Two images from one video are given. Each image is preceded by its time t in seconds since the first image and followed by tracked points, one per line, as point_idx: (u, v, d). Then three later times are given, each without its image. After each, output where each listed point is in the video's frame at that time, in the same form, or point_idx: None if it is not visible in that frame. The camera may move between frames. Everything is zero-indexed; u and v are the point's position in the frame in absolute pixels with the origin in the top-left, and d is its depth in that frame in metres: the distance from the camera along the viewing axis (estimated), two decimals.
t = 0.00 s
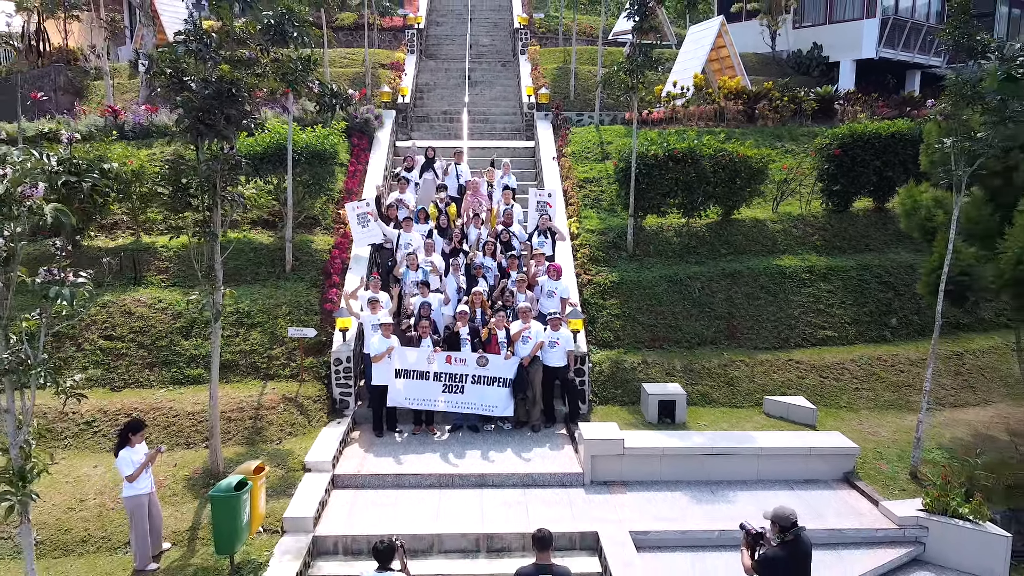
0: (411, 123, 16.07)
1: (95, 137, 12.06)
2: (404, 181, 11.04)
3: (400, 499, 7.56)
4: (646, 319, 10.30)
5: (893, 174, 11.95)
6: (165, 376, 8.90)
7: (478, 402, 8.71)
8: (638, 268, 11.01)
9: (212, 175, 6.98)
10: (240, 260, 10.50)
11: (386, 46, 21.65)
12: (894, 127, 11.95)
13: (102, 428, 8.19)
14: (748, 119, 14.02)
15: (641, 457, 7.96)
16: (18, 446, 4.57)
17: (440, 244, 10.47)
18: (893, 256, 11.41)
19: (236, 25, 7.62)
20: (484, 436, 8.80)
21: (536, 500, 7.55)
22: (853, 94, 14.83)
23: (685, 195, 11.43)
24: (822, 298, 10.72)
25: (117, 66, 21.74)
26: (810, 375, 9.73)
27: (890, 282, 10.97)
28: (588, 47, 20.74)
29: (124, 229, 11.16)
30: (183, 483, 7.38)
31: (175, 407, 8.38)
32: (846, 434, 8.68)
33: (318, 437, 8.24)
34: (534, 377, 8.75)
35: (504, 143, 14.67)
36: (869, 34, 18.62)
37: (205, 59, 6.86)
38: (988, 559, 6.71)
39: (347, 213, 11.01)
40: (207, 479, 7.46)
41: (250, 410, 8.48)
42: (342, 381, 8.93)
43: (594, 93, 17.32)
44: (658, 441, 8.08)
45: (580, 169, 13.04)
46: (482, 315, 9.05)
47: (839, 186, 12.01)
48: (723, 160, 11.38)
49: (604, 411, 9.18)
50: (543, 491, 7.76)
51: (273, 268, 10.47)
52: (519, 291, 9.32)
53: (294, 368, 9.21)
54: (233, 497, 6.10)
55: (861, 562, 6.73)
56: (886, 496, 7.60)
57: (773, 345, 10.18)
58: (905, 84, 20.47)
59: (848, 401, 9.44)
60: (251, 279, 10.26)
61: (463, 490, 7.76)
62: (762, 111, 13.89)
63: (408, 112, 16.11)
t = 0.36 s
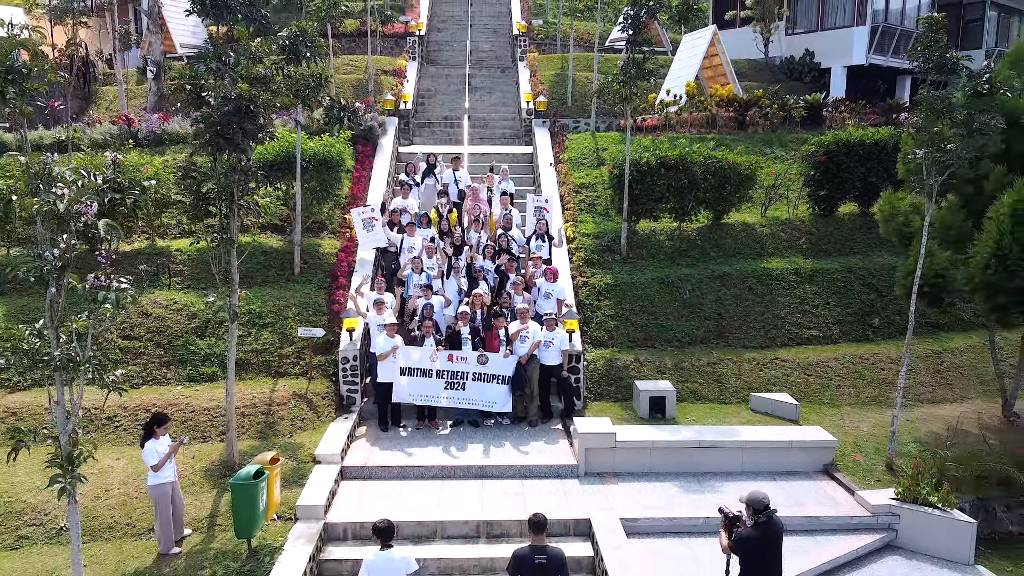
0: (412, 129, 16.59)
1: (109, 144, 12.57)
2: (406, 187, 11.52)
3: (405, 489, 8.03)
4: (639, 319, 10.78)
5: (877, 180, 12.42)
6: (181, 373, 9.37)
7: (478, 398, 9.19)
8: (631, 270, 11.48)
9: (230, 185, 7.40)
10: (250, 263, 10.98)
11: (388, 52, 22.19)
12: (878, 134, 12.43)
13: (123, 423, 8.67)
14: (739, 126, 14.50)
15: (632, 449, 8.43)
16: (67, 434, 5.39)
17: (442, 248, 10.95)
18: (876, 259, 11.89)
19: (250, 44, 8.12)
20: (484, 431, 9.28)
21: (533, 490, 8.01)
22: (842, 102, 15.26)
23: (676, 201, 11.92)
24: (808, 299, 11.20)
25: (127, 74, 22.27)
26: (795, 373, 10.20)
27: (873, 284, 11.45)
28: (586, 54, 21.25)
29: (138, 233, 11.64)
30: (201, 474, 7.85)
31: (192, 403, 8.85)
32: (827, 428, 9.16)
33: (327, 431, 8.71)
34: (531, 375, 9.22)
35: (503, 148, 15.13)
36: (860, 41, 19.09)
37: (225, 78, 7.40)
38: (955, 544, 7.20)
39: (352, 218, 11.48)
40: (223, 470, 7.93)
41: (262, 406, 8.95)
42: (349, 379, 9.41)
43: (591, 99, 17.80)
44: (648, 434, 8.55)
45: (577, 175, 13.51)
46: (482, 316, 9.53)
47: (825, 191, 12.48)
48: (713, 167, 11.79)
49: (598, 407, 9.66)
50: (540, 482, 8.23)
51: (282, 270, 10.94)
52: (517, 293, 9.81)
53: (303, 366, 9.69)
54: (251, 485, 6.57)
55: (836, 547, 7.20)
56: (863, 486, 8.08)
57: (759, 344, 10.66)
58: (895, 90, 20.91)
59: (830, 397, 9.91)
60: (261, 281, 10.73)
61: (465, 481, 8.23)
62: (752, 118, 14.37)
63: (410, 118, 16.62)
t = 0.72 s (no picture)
0: (413, 138, 17.15)
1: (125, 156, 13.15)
2: (409, 198, 12.04)
3: (409, 486, 8.56)
4: (631, 325, 11.32)
5: (860, 191, 12.95)
6: (197, 377, 9.91)
7: (478, 401, 9.72)
8: (624, 278, 12.02)
9: (247, 203, 7.99)
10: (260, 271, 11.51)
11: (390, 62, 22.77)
12: (861, 147, 12.96)
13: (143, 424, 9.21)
14: (729, 137, 15.04)
15: (622, 449, 8.97)
16: (109, 434, 6.07)
17: (443, 257, 11.47)
18: (858, 266, 12.42)
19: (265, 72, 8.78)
20: (484, 431, 9.80)
21: (529, 487, 8.54)
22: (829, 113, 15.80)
23: (667, 211, 12.48)
24: (792, 305, 11.73)
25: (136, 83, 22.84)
26: (778, 376, 10.73)
27: (855, 291, 11.98)
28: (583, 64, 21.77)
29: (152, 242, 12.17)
30: (218, 472, 8.39)
31: (207, 405, 9.38)
32: (807, 429, 9.69)
33: (335, 432, 9.24)
34: (527, 378, 9.75)
35: (501, 158, 15.64)
36: (849, 51, 19.65)
37: (244, 102, 7.95)
38: (921, 537, 7.73)
39: (357, 228, 12.01)
40: (239, 468, 8.46)
41: (274, 408, 9.49)
42: (355, 382, 9.93)
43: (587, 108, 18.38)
44: (638, 435, 9.09)
45: (572, 186, 14.03)
46: (481, 322, 10.05)
47: (810, 202, 13.02)
48: (702, 179, 12.35)
49: (591, 409, 10.19)
50: (536, 479, 8.77)
51: (291, 279, 11.48)
52: (514, 300, 10.33)
53: (312, 370, 10.24)
54: (268, 482, 7.10)
55: (810, 540, 7.73)
56: (838, 483, 8.62)
57: (745, 349, 11.19)
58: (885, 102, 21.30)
59: (812, 400, 10.44)
60: (270, 289, 11.27)
61: (464, 479, 8.76)
62: (741, 130, 14.91)
63: (412, 127, 17.18)
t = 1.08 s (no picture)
0: (416, 149, 17.75)
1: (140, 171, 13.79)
2: (412, 211, 12.61)
3: (414, 486, 9.12)
4: (624, 332, 11.90)
5: (844, 203, 13.52)
6: (213, 383, 10.49)
7: (479, 405, 10.28)
8: (617, 288, 12.60)
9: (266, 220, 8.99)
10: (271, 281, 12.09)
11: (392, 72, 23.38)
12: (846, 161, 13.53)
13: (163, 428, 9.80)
14: (720, 150, 15.61)
15: (614, 451, 9.54)
16: (148, 439, 6.50)
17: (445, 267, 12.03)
18: (842, 276, 13.00)
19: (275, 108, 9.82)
20: (484, 434, 10.37)
21: (526, 487, 9.11)
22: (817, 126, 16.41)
23: (658, 224, 13.08)
24: (778, 314, 12.30)
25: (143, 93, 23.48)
26: (764, 381, 11.29)
27: (838, 300, 12.55)
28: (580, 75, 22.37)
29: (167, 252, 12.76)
30: (235, 472, 8.97)
31: (223, 409, 9.95)
32: (790, 432, 10.26)
33: (343, 435, 9.81)
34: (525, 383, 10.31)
35: (501, 170, 16.22)
36: (839, 63, 20.25)
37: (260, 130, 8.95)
38: (892, 533, 8.30)
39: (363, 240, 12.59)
40: (254, 469, 9.04)
41: (286, 412, 10.07)
42: (362, 388, 10.50)
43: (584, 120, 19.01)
44: (629, 438, 9.66)
45: (569, 198, 14.61)
46: (481, 331, 10.60)
47: (796, 214, 13.60)
48: (692, 194, 12.94)
49: (585, 413, 10.76)
50: (533, 479, 9.33)
51: (301, 288, 12.06)
52: (513, 310, 10.88)
53: (321, 377, 10.83)
54: (285, 483, 7.69)
55: (788, 536, 8.30)
56: (816, 483, 9.19)
57: (732, 355, 11.77)
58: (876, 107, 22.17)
59: (795, 404, 11.01)
60: (281, 298, 11.85)
61: (466, 479, 9.32)
62: (732, 143, 15.49)
63: (414, 138, 17.78)
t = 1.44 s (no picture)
0: (418, 160, 18.36)
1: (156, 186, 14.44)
2: (416, 224, 13.20)
3: (418, 486, 9.72)
4: (617, 341, 12.52)
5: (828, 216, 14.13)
6: (228, 389, 11.11)
7: (479, 410, 10.87)
8: (611, 298, 13.22)
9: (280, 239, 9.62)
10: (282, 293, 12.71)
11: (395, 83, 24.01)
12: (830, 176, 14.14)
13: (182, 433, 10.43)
14: (712, 163, 16.21)
15: (607, 453, 10.14)
16: (181, 445, 7.17)
17: (447, 278, 12.63)
18: (826, 286, 13.62)
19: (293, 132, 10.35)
20: (484, 438, 10.97)
21: (524, 488, 9.70)
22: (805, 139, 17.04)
23: (650, 237, 13.71)
24: (764, 322, 12.91)
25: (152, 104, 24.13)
26: (750, 387, 11.89)
27: (822, 309, 13.15)
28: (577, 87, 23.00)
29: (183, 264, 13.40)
30: (251, 473, 9.59)
31: (238, 414, 10.57)
32: (773, 436, 10.87)
33: (352, 439, 10.42)
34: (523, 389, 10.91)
35: (500, 182, 16.82)
36: (829, 76, 20.87)
37: (275, 157, 9.66)
38: (864, 531, 8.90)
39: (369, 253, 13.20)
40: (269, 471, 9.66)
41: (298, 416, 10.69)
42: (369, 394, 11.11)
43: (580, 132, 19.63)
44: (621, 441, 10.26)
45: (565, 211, 15.24)
46: (482, 339, 11.18)
47: (783, 226, 14.19)
48: (682, 208, 13.56)
49: (580, 418, 11.36)
50: (530, 480, 9.93)
51: (309, 299, 12.67)
52: (512, 320, 11.47)
53: (330, 383, 11.45)
54: (300, 484, 8.30)
55: (768, 533, 8.89)
56: (796, 484, 9.80)
57: (720, 362, 12.38)
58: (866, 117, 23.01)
59: (779, 409, 11.61)
60: (291, 308, 12.46)
61: (467, 480, 9.92)
62: (722, 156, 16.09)
63: (416, 151, 18.40)
